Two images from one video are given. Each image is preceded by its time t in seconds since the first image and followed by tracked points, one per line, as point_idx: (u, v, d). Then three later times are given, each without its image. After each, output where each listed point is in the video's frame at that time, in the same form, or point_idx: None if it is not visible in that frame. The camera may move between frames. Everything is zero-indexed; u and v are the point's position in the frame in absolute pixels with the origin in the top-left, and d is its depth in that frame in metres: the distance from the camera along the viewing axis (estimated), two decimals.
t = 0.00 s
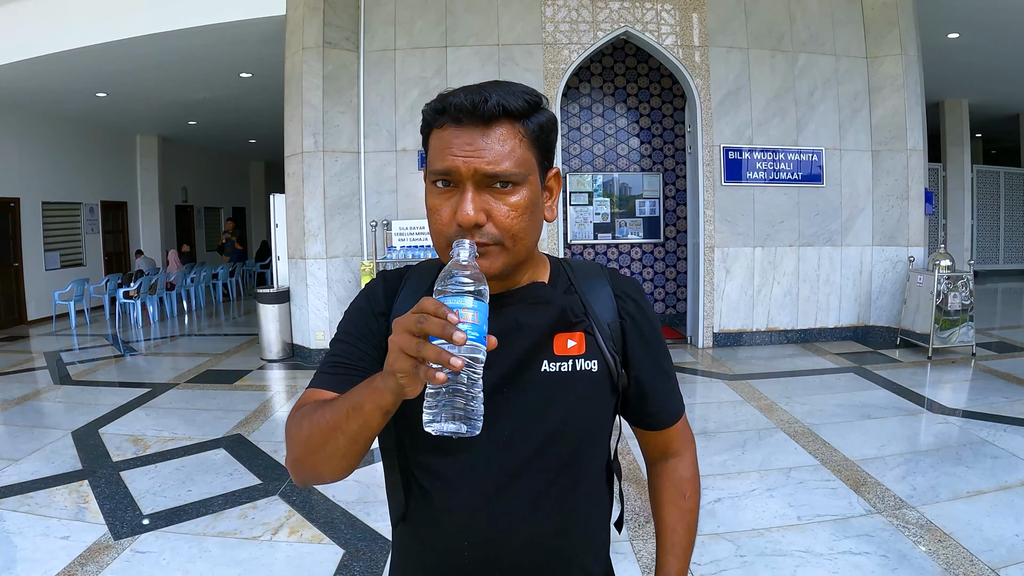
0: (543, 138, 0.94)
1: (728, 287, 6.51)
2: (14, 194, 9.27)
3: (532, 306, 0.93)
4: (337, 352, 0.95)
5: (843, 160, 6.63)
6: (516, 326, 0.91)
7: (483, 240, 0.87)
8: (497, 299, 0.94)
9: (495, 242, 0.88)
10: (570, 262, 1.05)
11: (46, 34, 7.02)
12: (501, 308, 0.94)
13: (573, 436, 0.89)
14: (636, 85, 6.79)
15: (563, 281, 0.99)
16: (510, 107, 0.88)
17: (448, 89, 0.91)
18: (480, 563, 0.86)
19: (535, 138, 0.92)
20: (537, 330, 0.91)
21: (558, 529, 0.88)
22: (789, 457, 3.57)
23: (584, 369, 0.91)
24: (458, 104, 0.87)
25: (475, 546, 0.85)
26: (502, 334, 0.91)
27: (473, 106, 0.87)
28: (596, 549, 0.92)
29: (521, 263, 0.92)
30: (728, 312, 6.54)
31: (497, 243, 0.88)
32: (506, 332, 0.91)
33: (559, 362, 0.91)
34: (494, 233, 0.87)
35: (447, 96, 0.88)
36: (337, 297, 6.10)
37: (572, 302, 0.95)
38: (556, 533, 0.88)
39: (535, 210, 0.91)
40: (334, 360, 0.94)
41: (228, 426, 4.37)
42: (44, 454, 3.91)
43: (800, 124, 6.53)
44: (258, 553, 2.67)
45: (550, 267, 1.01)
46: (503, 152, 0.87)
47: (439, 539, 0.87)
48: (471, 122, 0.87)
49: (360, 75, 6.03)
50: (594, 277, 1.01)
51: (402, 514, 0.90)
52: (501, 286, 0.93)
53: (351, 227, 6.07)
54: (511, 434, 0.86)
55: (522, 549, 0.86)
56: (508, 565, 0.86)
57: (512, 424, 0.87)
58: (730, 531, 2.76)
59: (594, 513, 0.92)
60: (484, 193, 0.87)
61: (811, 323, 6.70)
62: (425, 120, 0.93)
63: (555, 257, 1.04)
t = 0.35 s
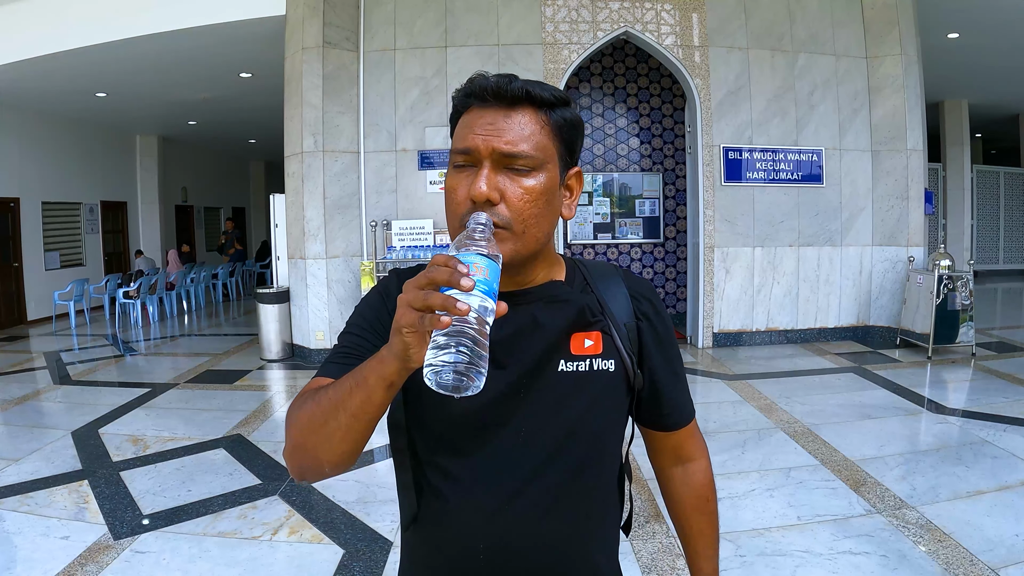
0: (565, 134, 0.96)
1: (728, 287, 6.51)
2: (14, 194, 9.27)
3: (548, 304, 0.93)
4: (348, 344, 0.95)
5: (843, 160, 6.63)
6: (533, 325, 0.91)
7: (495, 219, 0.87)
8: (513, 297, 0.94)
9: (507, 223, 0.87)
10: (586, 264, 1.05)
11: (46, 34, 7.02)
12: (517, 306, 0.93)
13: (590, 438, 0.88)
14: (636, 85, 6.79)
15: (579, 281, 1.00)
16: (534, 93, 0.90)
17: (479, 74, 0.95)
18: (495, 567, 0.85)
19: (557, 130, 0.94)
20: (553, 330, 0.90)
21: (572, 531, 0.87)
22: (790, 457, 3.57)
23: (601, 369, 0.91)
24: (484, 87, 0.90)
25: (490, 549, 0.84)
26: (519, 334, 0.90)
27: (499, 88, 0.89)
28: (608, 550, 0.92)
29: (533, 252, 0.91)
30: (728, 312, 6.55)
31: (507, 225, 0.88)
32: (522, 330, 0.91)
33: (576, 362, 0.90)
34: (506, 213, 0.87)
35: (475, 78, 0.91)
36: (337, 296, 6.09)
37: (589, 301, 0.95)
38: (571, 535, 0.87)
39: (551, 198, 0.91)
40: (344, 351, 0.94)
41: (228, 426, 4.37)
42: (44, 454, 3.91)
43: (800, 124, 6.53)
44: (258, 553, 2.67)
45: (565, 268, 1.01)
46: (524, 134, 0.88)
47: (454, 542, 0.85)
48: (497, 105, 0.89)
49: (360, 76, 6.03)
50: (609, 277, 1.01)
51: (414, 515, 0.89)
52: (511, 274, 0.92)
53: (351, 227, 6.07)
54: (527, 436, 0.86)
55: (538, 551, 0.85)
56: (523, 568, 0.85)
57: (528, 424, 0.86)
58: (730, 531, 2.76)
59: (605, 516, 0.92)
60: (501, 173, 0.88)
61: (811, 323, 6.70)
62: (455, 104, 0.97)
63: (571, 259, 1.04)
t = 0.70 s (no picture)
0: (585, 133, 0.98)
1: (728, 287, 6.51)
2: (14, 194, 9.28)
3: (560, 301, 0.92)
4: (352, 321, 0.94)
5: (844, 160, 6.62)
6: (545, 322, 0.90)
7: (512, 189, 0.85)
8: (524, 291, 0.93)
9: (524, 196, 0.86)
10: (598, 265, 1.04)
11: (46, 34, 7.02)
12: (530, 301, 0.92)
13: (603, 438, 0.88)
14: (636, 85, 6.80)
15: (591, 280, 0.98)
16: (556, 86, 0.94)
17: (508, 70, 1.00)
18: (502, 567, 0.85)
19: (577, 125, 0.96)
20: (566, 329, 0.90)
21: (582, 532, 0.87)
22: (790, 457, 3.57)
23: (613, 369, 0.90)
24: (510, 78, 0.95)
25: (500, 550, 0.84)
26: (532, 332, 0.89)
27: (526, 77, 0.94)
28: (615, 548, 0.93)
29: (548, 236, 0.88)
30: (728, 312, 6.54)
31: (525, 199, 0.86)
32: (534, 327, 0.90)
33: (588, 361, 0.90)
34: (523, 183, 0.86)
35: (502, 72, 0.96)
36: (337, 296, 6.10)
37: (602, 300, 0.94)
38: (580, 536, 0.87)
39: (568, 180, 0.90)
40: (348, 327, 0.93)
41: (228, 426, 4.37)
42: (44, 454, 3.91)
43: (800, 124, 6.53)
44: (258, 552, 2.67)
45: (576, 267, 1.01)
46: (545, 116, 0.91)
47: (463, 542, 0.85)
48: (522, 93, 0.93)
49: (360, 76, 6.03)
50: (620, 278, 1.00)
51: (421, 514, 0.88)
52: (523, 256, 0.89)
53: (351, 227, 6.07)
54: (539, 436, 0.85)
55: (547, 552, 0.85)
56: (531, 568, 0.85)
57: (539, 423, 0.86)
58: (729, 531, 2.76)
59: (614, 517, 0.92)
60: (520, 152, 0.89)
61: (811, 323, 6.70)
62: (483, 100, 1.01)
63: (584, 259, 1.03)
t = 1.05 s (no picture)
0: (597, 140, 1.02)
1: (728, 287, 6.51)
2: (14, 194, 9.27)
3: (565, 298, 0.92)
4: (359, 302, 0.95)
5: (843, 160, 6.63)
6: (550, 318, 0.90)
7: (525, 156, 0.87)
8: (529, 284, 0.93)
9: (534, 167, 0.87)
10: (606, 267, 1.04)
11: (45, 34, 7.02)
12: (534, 294, 0.93)
13: (606, 438, 0.88)
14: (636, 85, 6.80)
15: (599, 280, 0.98)
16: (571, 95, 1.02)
17: (529, 81, 1.08)
18: (502, 564, 0.85)
19: (589, 128, 1.01)
20: (571, 326, 0.90)
21: (583, 531, 0.87)
22: (790, 457, 3.57)
23: (618, 369, 0.90)
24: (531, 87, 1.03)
25: (500, 546, 0.84)
26: (536, 327, 0.89)
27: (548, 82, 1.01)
28: (617, 549, 0.93)
29: (554, 211, 0.88)
30: (728, 312, 6.55)
31: (534, 171, 0.87)
32: (539, 321, 0.90)
33: (593, 360, 0.89)
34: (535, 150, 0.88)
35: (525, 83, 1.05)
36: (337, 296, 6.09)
37: (609, 298, 0.94)
38: (581, 536, 0.87)
39: (579, 165, 0.92)
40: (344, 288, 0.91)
41: (228, 426, 4.37)
42: (44, 454, 3.91)
43: (800, 124, 6.53)
44: (258, 553, 2.67)
45: (583, 265, 1.01)
46: (562, 109, 0.96)
47: (463, 536, 0.85)
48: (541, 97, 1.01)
49: (360, 76, 6.03)
50: (628, 279, 1.00)
51: (422, 505, 0.89)
52: (527, 230, 0.89)
53: (351, 227, 6.07)
54: (543, 433, 0.85)
55: (546, 550, 0.85)
56: (532, 567, 0.85)
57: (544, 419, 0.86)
58: (730, 531, 2.76)
59: (616, 518, 0.92)
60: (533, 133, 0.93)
61: (811, 323, 6.70)
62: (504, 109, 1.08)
63: (592, 260, 1.03)
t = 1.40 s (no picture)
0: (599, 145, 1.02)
1: (728, 286, 6.51)
2: (14, 194, 9.28)
3: (565, 295, 0.92)
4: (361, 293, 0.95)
5: (844, 160, 6.62)
6: (551, 317, 0.90)
7: (529, 145, 0.88)
8: (530, 281, 0.94)
9: (536, 156, 0.88)
10: (608, 268, 1.03)
11: (45, 33, 7.02)
12: (534, 291, 0.93)
13: (607, 437, 0.87)
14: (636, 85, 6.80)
15: (600, 280, 0.98)
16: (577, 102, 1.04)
17: (535, 88, 1.09)
18: (501, 563, 0.85)
19: (593, 133, 1.02)
20: (571, 325, 0.90)
21: (583, 531, 0.87)
22: (790, 457, 3.57)
23: (619, 368, 0.90)
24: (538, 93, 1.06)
25: (501, 545, 0.84)
26: (536, 325, 0.89)
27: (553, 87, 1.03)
28: (618, 549, 0.93)
29: (556, 200, 0.89)
30: (728, 312, 6.55)
31: (536, 159, 0.88)
32: (540, 319, 0.90)
33: (593, 359, 0.89)
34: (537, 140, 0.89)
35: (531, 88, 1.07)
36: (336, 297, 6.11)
37: (610, 298, 0.94)
38: (581, 535, 0.87)
39: (582, 160, 0.93)
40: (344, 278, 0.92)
41: (228, 426, 4.37)
42: (44, 454, 3.91)
43: (800, 124, 6.53)
44: (258, 552, 2.67)
45: (583, 265, 1.01)
46: (565, 109, 0.97)
47: (463, 534, 0.85)
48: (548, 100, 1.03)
49: (360, 76, 6.03)
50: (630, 279, 1.00)
51: (422, 503, 0.89)
52: (527, 219, 0.90)
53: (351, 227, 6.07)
54: (544, 431, 0.85)
55: (546, 550, 0.85)
56: (533, 566, 0.85)
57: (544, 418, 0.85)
58: (730, 531, 2.76)
59: (617, 518, 0.91)
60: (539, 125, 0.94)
61: (811, 323, 6.70)
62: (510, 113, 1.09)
63: (593, 261, 1.03)
